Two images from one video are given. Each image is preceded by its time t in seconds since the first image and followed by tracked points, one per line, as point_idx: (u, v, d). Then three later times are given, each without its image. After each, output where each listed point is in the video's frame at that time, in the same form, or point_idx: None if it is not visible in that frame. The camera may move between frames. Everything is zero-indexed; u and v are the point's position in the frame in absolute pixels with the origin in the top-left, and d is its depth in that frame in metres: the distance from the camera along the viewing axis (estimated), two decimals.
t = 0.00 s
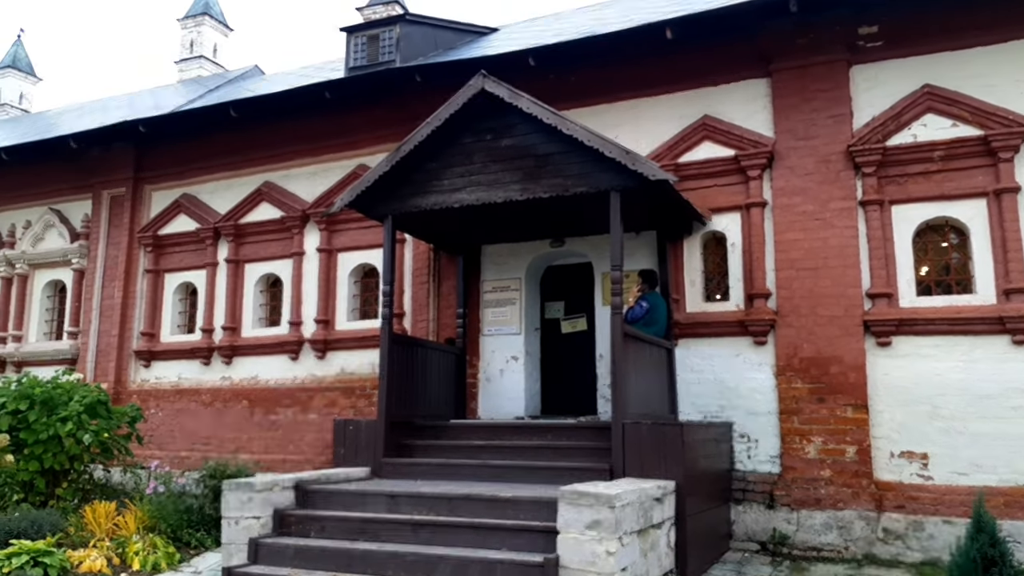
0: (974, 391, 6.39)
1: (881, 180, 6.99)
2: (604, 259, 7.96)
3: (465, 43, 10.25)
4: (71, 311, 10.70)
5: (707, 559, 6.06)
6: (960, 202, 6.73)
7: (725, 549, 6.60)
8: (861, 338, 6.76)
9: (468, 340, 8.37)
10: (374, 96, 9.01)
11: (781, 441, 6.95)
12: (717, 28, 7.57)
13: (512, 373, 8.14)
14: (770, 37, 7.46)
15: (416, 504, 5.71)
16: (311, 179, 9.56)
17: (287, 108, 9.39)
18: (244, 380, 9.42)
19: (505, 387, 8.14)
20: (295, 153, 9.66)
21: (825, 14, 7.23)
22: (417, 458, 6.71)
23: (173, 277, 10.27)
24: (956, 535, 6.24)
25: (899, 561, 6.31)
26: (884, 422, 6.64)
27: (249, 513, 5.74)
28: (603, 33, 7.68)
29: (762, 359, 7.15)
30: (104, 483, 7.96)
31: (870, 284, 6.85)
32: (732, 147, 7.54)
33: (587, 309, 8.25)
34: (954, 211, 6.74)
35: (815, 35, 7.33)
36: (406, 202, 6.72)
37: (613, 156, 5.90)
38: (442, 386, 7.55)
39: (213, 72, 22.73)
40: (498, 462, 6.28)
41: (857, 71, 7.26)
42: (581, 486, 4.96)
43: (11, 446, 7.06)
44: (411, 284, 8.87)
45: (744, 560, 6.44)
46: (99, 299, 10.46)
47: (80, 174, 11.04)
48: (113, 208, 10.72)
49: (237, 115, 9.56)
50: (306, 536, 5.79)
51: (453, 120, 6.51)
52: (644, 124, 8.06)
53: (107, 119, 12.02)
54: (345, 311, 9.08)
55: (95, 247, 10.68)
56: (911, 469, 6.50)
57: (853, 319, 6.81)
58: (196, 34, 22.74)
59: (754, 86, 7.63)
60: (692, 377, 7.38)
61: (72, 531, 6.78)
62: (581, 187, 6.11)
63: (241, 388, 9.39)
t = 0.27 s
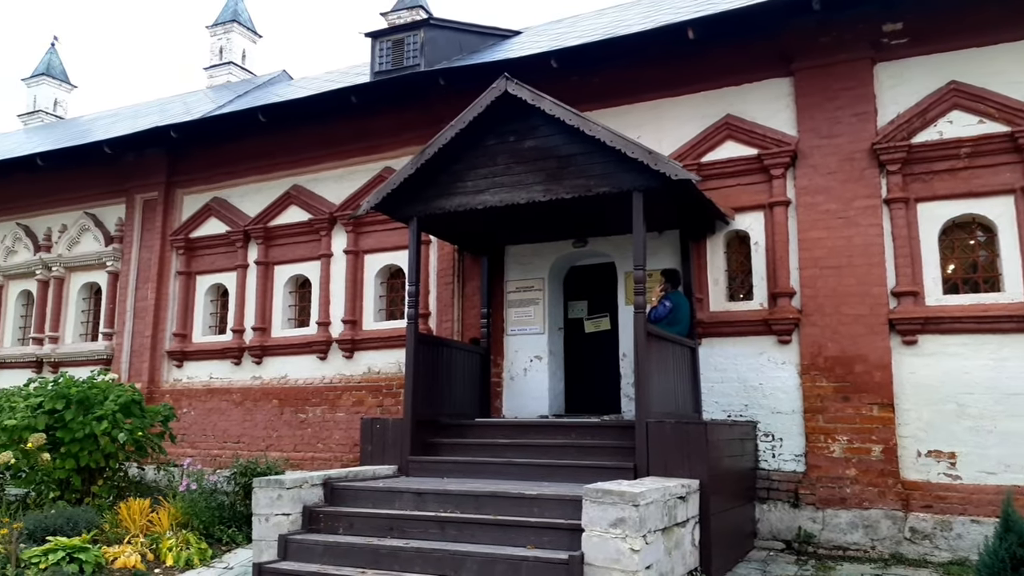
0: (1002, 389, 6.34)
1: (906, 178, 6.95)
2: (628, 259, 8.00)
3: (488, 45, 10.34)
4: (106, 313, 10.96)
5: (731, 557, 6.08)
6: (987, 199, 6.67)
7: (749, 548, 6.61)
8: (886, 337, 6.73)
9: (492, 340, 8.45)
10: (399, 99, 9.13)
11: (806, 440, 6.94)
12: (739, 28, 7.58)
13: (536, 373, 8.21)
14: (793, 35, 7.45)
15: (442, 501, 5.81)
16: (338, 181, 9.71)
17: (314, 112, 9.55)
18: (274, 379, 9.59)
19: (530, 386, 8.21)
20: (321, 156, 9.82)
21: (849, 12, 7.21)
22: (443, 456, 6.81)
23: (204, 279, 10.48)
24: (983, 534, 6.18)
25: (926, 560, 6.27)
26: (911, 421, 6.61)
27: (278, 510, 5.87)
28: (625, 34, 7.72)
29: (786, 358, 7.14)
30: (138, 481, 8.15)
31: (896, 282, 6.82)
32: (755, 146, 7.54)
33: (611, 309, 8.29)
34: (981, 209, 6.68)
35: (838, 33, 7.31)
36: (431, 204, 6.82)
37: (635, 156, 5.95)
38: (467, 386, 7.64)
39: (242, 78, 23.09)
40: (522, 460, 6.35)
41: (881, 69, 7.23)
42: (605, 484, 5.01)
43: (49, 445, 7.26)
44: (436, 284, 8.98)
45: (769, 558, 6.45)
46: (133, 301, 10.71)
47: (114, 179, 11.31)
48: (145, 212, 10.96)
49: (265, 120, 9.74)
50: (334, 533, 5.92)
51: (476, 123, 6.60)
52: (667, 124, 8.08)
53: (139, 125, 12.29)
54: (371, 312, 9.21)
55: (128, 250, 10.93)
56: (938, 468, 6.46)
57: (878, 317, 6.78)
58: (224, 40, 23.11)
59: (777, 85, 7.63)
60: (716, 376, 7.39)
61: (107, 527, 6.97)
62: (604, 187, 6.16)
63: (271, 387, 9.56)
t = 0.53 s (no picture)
0: None
1: (942, 174, 6.81)
2: (656, 257, 7.94)
3: (515, 45, 10.33)
4: (139, 315, 11.14)
5: (764, 559, 6.00)
6: None
7: (782, 550, 6.52)
8: (922, 335, 6.60)
9: (520, 340, 8.44)
10: (426, 100, 9.16)
11: (839, 440, 6.83)
12: (769, 23, 7.47)
13: (565, 373, 8.18)
14: (824, 30, 7.33)
15: (471, 502, 5.81)
16: (366, 183, 9.76)
17: (342, 114, 9.61)
18: (304, 380, 9.68)
19: (558, 386, 8.18)
20: (349, 158, 9.88)
21: (881, 5, 7.08)
22: (472, 456, 6.81)
23: (235, 281, 10.61)
24: None
25: (964, 563, 6.12)
26: (948, 421, 6.47)
27: (309, 510, 5.92)
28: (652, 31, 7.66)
29: (819, 357, 7.03)
30: (172, 480, 8.26)
31: (931, 280, 6.68)
32: (786, 143, 7.44)
33: (639, 308, 8.23)
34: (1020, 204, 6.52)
35: (871, 26, 7.18)
36: (459, 204, 6.82)
37: (663, 154, 5.89)
38: (495, 386, 7.63)
39: (271, 81, 23.34)
40: (551, 461, 6.33)
41: (915, 63, 7.09)
42: (635, 485, 4.97)
43: (85, 444, 7.38)
44: (464, 285, 8.99)
45: (802, 561, 6.36)
46: (166, 302, 10.87)
47: (147, 183, 11.48)
48: (177, 214, 11.12)
49: (294, 122, 9.82)
50: (364, 533, 5.94)
51: (503, 122, 6.59)
52: (696, 121, 8.00)
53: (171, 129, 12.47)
54: (400, 312, 9.25)
55: (161, 252, 11.09)
56: (976, 469, 6.32)
57: (914, 316, 6.65)
58: (253, 44, 23.37)
59: (808, 81, 7.51)
60: (747, 376, 7.31)
61: (142, 526, 7.05)
62: (632, 186, 6.11)
63: (301, 387, 9.64)
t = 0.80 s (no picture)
0: None
1: (973, 170, 6.69)
2: (682, 257, 7.89)
3: (537, 45, 10.33)
4: (168, 316, 11.30)
5: (792, 560, 5.94)
6: None
7: (810, 551, 6.45)
8: (953, 334, 6.49)
9: (544, 340, 8.44)
10: (449, 101, 9.19)
11: (869, 441, 6.73)
12: (795, 19, 7.39)
13: (589, 373, 8.16)
14: (851, 25, 7.24)
15: (496, 502, 5.81)
16: (390, 184, 9.81)
17: (366, 117, 9.67)
18: (330, 380, 9.75)
19: (582, 386, 8.17)
20: (374, 160, 9.94)
21: None
22: (497, 456, 6.82)
23: (262, 283, 10.72)
24: None
25: (997, 565, 6.01)
26: (980, 422, 6.35)
27: (336, 509, 5.96)
28: (676, 29, 7.62)
29: (848, 356, 6.94)
30: (202, 479, 8.37)
31: (962, 277, 6.57)
32: (812, 139, 7.36)
33: (664, 308, 8.19)
34: None
35: (899, 21, 7.08)
36: (482, 205, 6.83)
37: (688, 152, 5.85)
38: (519, 386, 7.64)
39: (296, 84, 23.56)
40: (576, 461, 6.32)
41: (945, 57, 6.97)
42: (661, 485, 4.95)
43: (116, 444, 7.49)
44: (487, 285, 9.00)
45: (831, 562, 6.28)
46: (194, 304, 11.01)
47: (175, 186, 11.64)
48: (205, 217, 11.26)
49: (319, 125, 9.91)
50: (390, 532, 5.97)
51: (526, 122, 6.59)
52: (720, 119, 7.94)
53: (198, 132, 12.64)
54: (424, 313, 9.28)
55: (189, 255, 11.24)
56: (1010, 470, 6.20)
57: (945, 314, 6.54)
58: (279, 47, 23.59)
59: (835, 77, 7.42)
60: (774, 375, 7.24)
61: (172, 524, 7.17)
62: (656, 185, 6.08)
63: (328, 388, 9.72)
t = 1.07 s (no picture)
0: None
1: (1010, 165, 6.55)
2: (711, 256, 7.82)
3: (564, 44, 10.31)
4: (201, 318, 11.47)
5: (825, 563, 5.86)
6: None
7: (844, 554, 6.36)
8: (991, 333, 6.35)
9: (572, 340, 8.42)
10: (476, 102, 9.21)
11: (904, 441, 6.62)
12: (825, 15, 7.29)
13: (617, 373, 8.13)
14: (883, 19, 7.12)
15: (525, 502, 5.81)
16: (418, 186, 9.86)
17: (394, 119, 9.73)
18: (360, 380, 9.83)
19: (611, 387, 8.14)
20: (401, 162, 10.00)
21: None
22: (525, 456, 6.82)
23: (292, 284, 10.84)
24: None
25: None
26: (1019, 422, 6.21)
27: (367, 509, 6.00)
28: (703, 26, 7.55)
29: (881, 356, 6.83)
30: (235, 479, 8.49)
31: (1000, 275, 6.43)
32: (844, 136, 7.25)
33: (693, 307, 8.13)
34: None
35: (932, 14, 6.94)
36: (509, 205, 6.84)
37: (717, 150, 5.80)
38: (547, 387, 7.63)
39: (324, 87, 23.80)
40: (605, 462, 6.29)
41: (980, 50, 6.83)
42: (691, 486, 4.91)
43: (152, 444, 7.62)
44: (515, 285, 9.00)
45: (866, 565, 6.19)
46: (226, 306, 11.17)
47: (207, 190, 11.81)
48: (236, 220, 11.41)
49: (347, 128, 9.99)
50: (420, 532, 6.00)
51: (553, 122, 6.58)
52: (749, 116, 7.86)
53: (229, 137, 12.82)
54: (452, 313, 9.31)
55: (221, 257, 11.40)
56: None
57: (981, 312, 6.40)
58: (307, 51, 23.83)
59: (867, 72, 7.30)
60: (806, 375, 7.14)
61: (206, 523, 7.20)
62: (685, 183, 6.04)
63: (358, 388, 9.80)
